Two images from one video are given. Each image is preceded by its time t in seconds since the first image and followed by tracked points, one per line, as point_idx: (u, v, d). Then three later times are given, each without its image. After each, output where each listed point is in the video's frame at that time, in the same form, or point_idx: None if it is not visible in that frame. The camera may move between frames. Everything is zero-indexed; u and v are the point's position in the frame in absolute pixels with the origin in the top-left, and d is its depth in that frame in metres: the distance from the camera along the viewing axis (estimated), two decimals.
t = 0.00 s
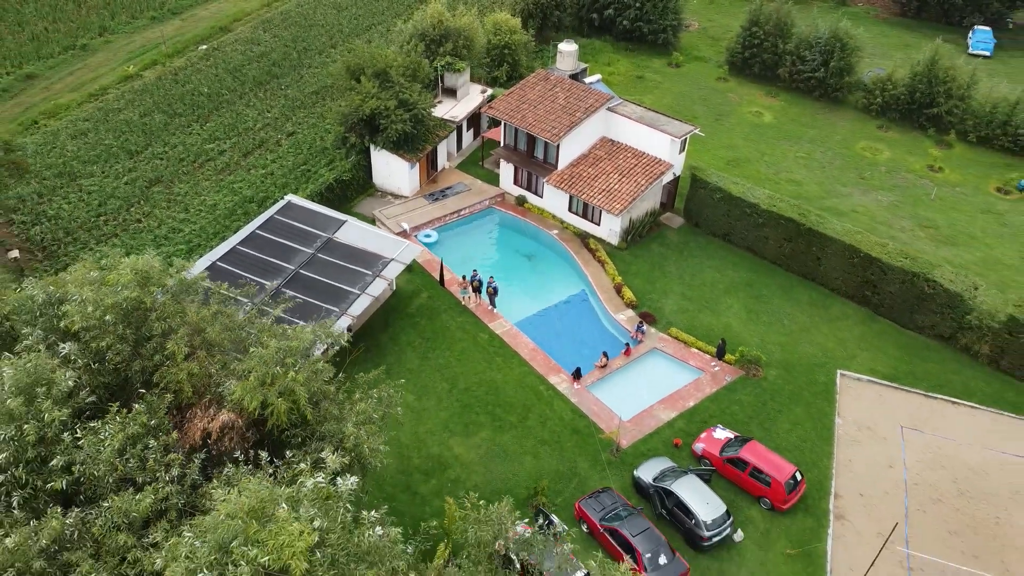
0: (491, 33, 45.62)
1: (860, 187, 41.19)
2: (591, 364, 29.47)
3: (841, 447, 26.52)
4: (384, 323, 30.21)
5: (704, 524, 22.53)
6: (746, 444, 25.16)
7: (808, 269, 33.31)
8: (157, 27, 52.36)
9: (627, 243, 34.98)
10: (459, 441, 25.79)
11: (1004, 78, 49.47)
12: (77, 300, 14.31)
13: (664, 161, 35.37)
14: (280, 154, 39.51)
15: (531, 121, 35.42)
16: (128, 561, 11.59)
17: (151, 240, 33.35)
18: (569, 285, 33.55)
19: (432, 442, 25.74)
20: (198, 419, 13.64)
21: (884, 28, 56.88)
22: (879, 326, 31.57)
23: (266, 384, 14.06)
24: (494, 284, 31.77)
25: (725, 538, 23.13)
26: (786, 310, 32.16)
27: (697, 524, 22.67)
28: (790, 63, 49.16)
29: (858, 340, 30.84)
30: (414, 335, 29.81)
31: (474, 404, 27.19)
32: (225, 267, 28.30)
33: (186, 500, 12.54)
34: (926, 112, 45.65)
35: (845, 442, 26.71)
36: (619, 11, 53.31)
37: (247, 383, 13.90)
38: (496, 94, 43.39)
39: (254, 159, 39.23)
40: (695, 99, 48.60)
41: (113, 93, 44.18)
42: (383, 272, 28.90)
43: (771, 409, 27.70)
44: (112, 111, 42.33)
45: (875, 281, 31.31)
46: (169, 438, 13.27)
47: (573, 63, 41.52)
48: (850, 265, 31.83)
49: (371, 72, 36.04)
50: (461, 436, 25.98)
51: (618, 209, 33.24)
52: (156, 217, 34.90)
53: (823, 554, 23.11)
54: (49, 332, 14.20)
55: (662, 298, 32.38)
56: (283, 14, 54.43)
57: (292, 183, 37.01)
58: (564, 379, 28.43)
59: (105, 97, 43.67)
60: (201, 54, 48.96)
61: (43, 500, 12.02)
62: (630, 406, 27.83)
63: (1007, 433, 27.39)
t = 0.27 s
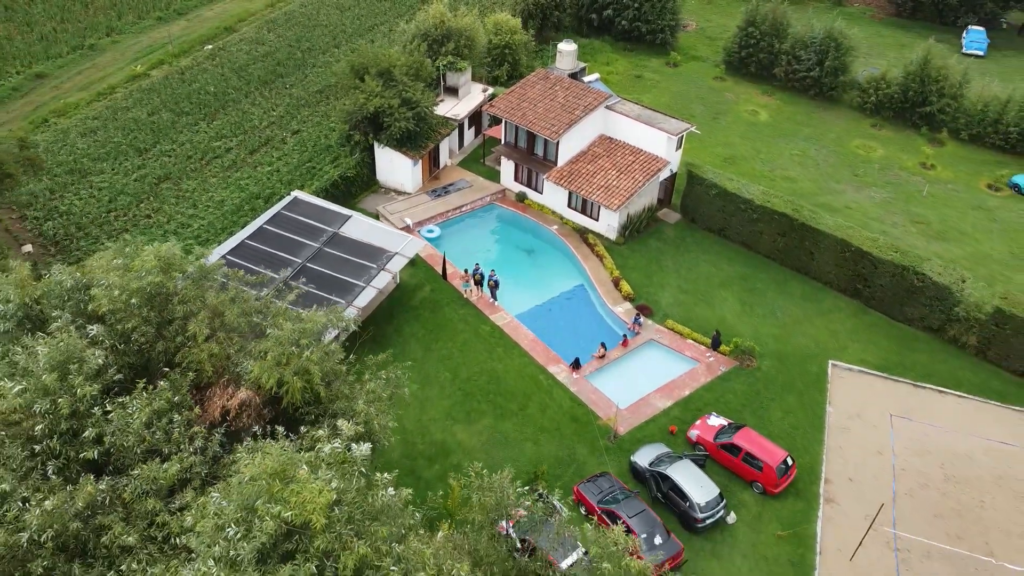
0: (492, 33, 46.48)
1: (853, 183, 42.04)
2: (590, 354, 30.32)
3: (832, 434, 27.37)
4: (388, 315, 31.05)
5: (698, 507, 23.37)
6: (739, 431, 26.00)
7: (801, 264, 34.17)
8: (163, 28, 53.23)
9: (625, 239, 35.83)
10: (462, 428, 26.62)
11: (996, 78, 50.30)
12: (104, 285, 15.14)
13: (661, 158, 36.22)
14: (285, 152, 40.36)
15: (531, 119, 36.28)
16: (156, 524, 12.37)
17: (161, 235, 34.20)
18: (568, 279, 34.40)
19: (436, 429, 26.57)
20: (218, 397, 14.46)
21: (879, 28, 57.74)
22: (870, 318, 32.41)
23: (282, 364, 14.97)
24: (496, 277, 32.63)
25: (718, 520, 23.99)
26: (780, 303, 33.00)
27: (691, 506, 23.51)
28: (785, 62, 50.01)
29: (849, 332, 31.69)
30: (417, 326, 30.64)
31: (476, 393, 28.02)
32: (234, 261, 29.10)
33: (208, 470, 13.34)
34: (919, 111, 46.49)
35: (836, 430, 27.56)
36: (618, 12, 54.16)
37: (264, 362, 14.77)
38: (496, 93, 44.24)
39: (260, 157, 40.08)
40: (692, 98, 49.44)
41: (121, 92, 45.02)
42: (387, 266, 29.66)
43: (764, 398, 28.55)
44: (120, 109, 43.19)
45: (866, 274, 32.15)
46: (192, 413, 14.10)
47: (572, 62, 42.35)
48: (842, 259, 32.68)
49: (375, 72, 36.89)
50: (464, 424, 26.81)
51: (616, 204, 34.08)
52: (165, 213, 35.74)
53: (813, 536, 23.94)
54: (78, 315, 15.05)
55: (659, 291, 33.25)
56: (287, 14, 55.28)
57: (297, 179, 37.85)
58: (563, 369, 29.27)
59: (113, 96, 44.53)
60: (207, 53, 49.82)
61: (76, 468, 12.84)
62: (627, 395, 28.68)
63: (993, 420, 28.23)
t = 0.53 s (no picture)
0: (493, 33, 47.34)
1: (847, 180, 42.89)
2: (589, 345, 31.19)
3: (823, 422, 28.23)
4: (392, 307, 31.89)
5: (692, 490, 24.21)
6: (733, 418, 26.88)
7: (794, 258, 35.02)
8: (170, 28, 54.11)
9: (623, 234, 36.70)
10: (464, 416, 27.47)
11: (989, 77, 51.15)
12: (128, 271, 15.90)
13: (658, 155, 37.08)
14: (291, 150, 41.23)
15: (532, 117, 37.15)
16: (181, 492, 13.28)
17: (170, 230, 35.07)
18: (568, 273, 35.28)
19: (439, 416, 27.44)
20: (236, 377, 15.29)
21: (874, 28, 58.64)
22: (861, 311, 33.26)
23: (296, 345, 15.82)
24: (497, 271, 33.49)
25: (712, 504, 24.84)
26: (774, 296, 33.85)
27: (685, 490, 24.37)
28: (781, 62, 50.88)
29: (841, 324, 32.54)
30: (421, 318, 31.49)
31: (478, 382, 28.86)
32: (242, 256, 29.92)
33: (229, 443, 14.19)
34: (912, 109, 47.35)
35: (827, 417, 28.42)
36: (616, 12, 55.01)
37: (280, 344, 15.65)
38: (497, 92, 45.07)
39: (267, 154, 40.95)
40: (690, 97, 50.31)
41: (129, 91, 45.90)
42: (392, 259, 30.45)
43: (758, 388, 29.40)
44: (129, 108, 44.08)
45: (858, 268, 33.00)
46: (213, 391, 14.97)
47: (571, 62, 43.15)
48: (834, 253, 33.54)
49: (379, 71, 37.75)
50: (466, 411, 27.66)
51: (614, 200, 34.94)
52: (174, 209, 36.61)
53: (804, 519, 24.81)
54: (103, 300, 15.86)
55: (656, 285, 34.11)
56: (291, 15, 56.16)
57: (303, 176, 38.71)
58: (563, 359, 30.13)
59: (121, 95, 45.41)
60: (213, 53, 50.69)
61: (106, 440, 13.81)
62: (625, 384, 29.54)
63: (979, 408, 29.08)
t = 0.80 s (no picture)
0: (494, 33, 48.22)
1: (841, 177, 43.73)
2: (587, 337, 32.07)
3: (814, 411, 29.11)
4: (396, 300, 32.75)
5: (687, 474, 25.07)
6: (726, 406, 27.78)
7: (788, 253, 35.88)
8: (175, 28, 54.99)
9: (621, 229, 37.56)
10: (466, 404, 28.34)
11: (982, 77, 51.99)
12: (150, 259, 16.80)
13: (655, 152, 37.95)
14: (296, 147, 42.12)
15: (531, 116, 38.03)
16: (203, 464, 14.14)
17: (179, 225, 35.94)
18: (567, 267, 36.17)
19: (442, 404, 28.32)
20: (252, 358, 16.13)
21: (869, 28, 59.52)
22: (853, 304, 34.13)
23: (309, 328, 16.81)
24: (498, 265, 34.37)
25: (706, 488, 25.71)
26: (768, 289, 34.73)
27: (680, 474, 25.23)
28: (777, 62, 51.76)
29: (833, 316, 33.41)
30: (424, 310, 32.35)
31: (479, 372, 29.72)
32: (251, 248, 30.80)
33: (246, 419, 15.04)
34: (905, 108, 48.21)
35: (818, 406, 29.29)
36: (615, 12, 55.87)
37: (294, 328, 16.60)
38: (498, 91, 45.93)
39: (272, 152, 41.84)
40: (687, 96, 51.18)
41: (136, 90, 46.78)
42: (396, 253, 31.28)
43: (751, 378, 30.25)
44: (137, 106, 44.98)
45: (849, 262, 33.86)
46: (230, 370, 15.83)
47: (571, 61, 43.96)
48: (826, 247, 34.39)
49: (382, 70, 38.62)
50: (468, 400, 28.53)
51: (612, 196, 35.80)
52: (182, 204, 37.48)
53: (794, 503, 25.69)
54: (126, 286, 16.72)
55: (653, 278, 34.99)
56: (295, 15, 57.01)
57: (308, 173, 39.58)
58: (562, 350, 31.00)
59: (129, 94, 46.30)
60: (218, 53, 51.56)
61: (131, 415, 14.71)
62: (622, 374, 30.41)
63: (967, 397, 29.91)
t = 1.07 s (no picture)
0: (495, 33, 49.09)
1: (835, 175, 44.59)
2: (586, 328, 32.94)
3: (805, 400, 29.98)
4: (400, 293, 33.63)
5: (682, 459, 25.92)
6: (720, 394, 28.67)
7: (782, 247, 36.76)
8: (181, 28, 55.88)
9: (619, 225, 38.43)
10: (468, 393, 29.26)
11: (974, 76, 52.82)
12: (170, 247, 17.69)
13: (652, 149, 38.82)
14: (301, 145, 43.00)
15: (531, 113, 38.89)
16: (222, 438, 15.04)
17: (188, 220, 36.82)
18: (566, 262, 37.05)
19: (444, 393, 29.23)
20: (267, 342, 17.02)
21: (864, 28, 60.42)
22: (845, 297, 35.00)
23: (320, 313, 17.79)
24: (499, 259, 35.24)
25: (700, 472, 26.60)
26: (762, 283, 35.61)
27: (675, 459, 26.06)
28: (773, 61, 52.64)
29: (825, 309, 34.29)
30: (426, 303, 33.25)
31: (481, 362, 30.60)
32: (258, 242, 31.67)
33: (262, 398, 15.96)
34: (898, 107, 49.09)
35: (810, 395, 30.17)
36: (614, 13, 56.74)
37: (306, 313, 17.55)
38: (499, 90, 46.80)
39: (278, 149, 42.71)
40: (685, 95, 52.07)
41: (143, 89, 47.66)
42: (399, 247, 32.11)
43: (745, 368, 31.14)
44: (144, 105, 45.86)
45: (841, 256, 34.75)
46: (246, 352, 16.62)
47: (570, 61, 44.81)
48: (819, 242, 35.28)
49: (386, 69, 39.49)
50: (470, 389, 29.44)
51: (610, 192, 36.67)
52: (190, 200, 38.35)
53: (785, 487, 26.57)
54: (146, 273, 17.60)
55: (650, 273, 35.87)
56: (299, 16, 57.88)
57: (313, 169, 40.44)
58: (561, 341, 31.88)
59: (137, 93, 47.18)
60: (224, 52, 52.42)
61: (154, 393, 15.68)
62: (620, 365, 31.27)
63: (954, 387, 30.77)
